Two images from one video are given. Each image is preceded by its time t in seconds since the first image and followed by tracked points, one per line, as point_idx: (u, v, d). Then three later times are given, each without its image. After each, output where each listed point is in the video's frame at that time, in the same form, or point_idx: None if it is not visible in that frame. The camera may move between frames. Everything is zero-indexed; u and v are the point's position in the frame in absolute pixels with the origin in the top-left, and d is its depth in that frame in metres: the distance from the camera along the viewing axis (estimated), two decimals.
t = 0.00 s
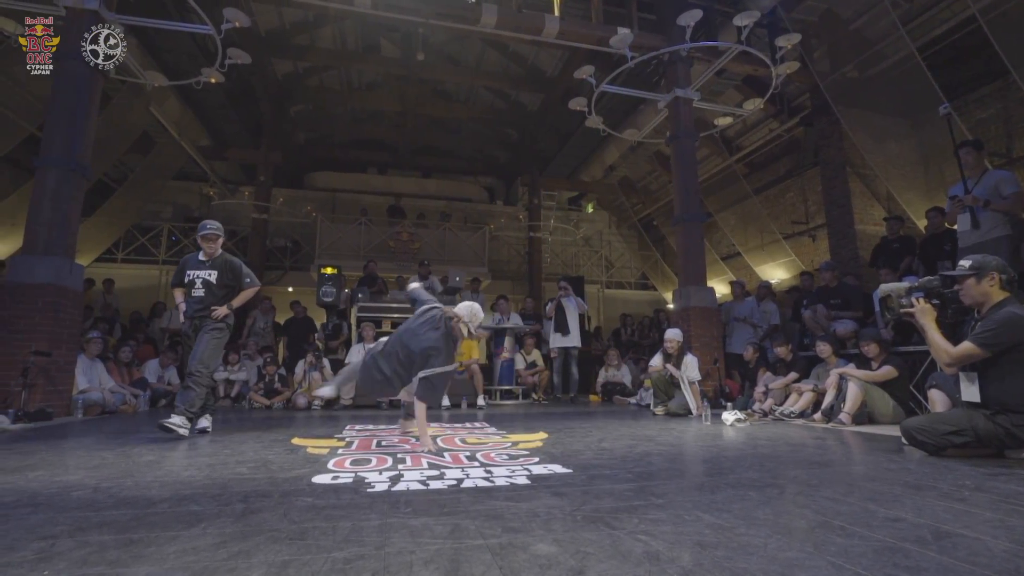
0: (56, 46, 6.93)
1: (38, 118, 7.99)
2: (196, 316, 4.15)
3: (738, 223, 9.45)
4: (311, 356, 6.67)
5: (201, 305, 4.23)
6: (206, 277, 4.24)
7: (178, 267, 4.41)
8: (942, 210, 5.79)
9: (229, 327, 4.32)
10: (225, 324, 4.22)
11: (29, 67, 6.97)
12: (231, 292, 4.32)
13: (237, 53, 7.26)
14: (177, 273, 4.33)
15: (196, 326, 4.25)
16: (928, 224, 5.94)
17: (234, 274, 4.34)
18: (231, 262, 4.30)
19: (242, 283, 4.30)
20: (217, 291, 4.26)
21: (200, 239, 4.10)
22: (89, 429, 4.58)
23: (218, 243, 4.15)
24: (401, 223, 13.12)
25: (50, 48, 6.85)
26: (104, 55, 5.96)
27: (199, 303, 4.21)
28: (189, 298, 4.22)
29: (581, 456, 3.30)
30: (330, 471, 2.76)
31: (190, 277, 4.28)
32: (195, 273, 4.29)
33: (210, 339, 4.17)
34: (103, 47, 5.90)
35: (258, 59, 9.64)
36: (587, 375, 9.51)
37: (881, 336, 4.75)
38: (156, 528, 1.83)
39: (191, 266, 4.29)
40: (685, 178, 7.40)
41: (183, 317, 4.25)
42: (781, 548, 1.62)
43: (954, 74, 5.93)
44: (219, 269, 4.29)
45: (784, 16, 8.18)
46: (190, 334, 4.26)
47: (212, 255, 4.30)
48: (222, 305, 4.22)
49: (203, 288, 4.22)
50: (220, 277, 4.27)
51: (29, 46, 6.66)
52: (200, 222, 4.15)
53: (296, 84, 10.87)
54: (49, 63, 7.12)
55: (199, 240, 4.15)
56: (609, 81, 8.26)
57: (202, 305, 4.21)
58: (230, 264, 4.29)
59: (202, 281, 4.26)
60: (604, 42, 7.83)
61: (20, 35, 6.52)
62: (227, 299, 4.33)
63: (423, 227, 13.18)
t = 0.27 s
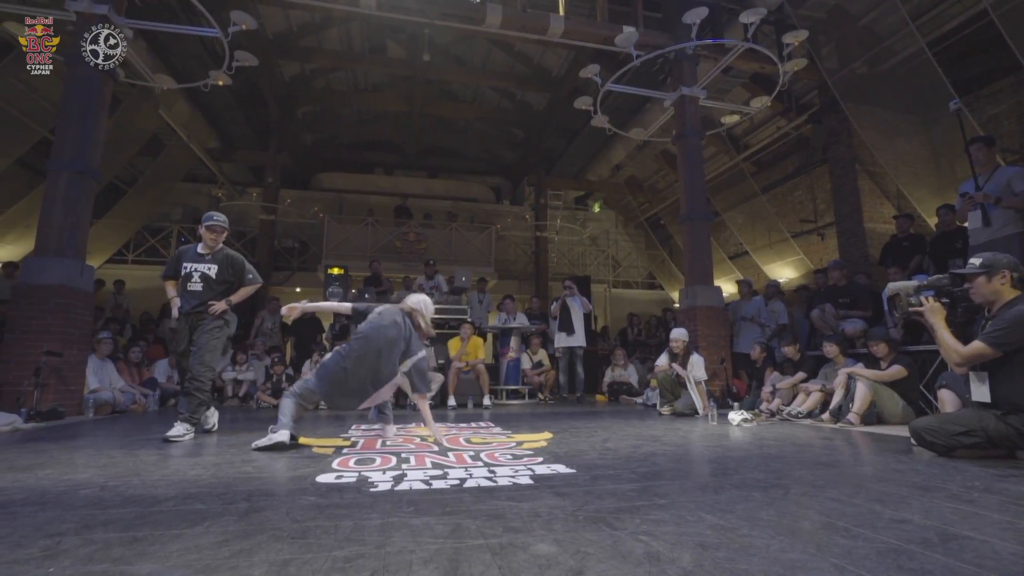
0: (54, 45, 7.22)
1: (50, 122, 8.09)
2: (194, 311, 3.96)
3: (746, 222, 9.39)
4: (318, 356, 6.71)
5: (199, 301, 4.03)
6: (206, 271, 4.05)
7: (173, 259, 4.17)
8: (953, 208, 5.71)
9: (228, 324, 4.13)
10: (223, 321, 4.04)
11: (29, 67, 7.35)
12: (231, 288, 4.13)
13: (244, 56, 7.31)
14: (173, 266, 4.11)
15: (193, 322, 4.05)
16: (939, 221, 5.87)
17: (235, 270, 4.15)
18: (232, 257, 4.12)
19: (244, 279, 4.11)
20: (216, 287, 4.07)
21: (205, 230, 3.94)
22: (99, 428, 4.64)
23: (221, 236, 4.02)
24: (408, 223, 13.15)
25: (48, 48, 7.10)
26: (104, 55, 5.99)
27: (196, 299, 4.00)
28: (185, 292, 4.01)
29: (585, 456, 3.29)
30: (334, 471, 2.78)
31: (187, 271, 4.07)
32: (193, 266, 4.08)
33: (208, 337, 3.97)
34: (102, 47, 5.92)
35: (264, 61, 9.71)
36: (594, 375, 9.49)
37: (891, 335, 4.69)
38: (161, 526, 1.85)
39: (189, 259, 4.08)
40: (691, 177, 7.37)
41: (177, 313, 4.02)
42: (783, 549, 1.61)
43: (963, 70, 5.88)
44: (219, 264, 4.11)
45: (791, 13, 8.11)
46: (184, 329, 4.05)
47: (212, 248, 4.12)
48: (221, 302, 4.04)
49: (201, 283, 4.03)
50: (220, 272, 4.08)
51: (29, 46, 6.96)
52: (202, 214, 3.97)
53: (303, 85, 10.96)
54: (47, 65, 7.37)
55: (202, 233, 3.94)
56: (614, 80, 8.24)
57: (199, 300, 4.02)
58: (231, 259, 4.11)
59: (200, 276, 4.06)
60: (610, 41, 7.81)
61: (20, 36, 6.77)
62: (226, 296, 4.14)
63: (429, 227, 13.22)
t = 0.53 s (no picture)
0: (54, 45, 7.15)
1: (61, 125, 8.17)
2: (199, 307, 3.79)
3: (754, 221, 9.32)
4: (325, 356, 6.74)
5: (201, 297, 3.85)
6: (208, 266, 3.87)
7: (170, 253, 3.95)
8: (964, 206, 5.64)
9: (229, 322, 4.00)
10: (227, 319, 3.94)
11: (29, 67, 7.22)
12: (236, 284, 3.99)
13: (251, 58, 7.36)
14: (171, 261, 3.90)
15: (193, 318, 3.84)
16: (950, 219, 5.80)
17: (239, 264, 4.00)
18: (236, 252, 3.97)
19: (250, 275, 3.98)
20: (220, 282, 3.91)
21: (206, 223, 3.78)
22: (109, 428, 4.70)
23: (220, 228, 3.88)
24: (414, 224, 13.17)
25: (49, 48, 7.09)
26: (103, 55, 6.03)
27: (200, 295, 3.83)
28: (187, 286, 3.83)
29: (589, 456, 3.28)
30: (338, 471, 2.79)
31: (187, 265, 3.87)
32: (193, 261, 3.89)
33: (212, 335, 3.86)
34: (103, 47, 5.95)
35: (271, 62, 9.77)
36: (600, 375, 9.46)
37: (900, 334, 4.64)
38: (165, 524, 1.87)
39: (188, 253, 3.89)
40: (698, 176, 7.32)
41: (175, 307, 3.80)
42: (785, 550, 1.59)
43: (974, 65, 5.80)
44: (222, 258, 3.94)
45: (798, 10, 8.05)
46: (184, 325, 3.84)
47: (212, 242, 3.94)
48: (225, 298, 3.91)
49: (204, 277, 3.84)
50: (224, 267, 3.92)
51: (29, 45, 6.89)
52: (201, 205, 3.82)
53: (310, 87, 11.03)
54: (48, 64, 7.32)
55: (203, 225, 3.77)
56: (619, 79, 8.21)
57: (201, 296, 3.83)
58: (236, 254, 3.96)
59: (201, 270, 3.88)
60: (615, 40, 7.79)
61: (21, 36, 6.73)
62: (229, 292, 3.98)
63: (436, 227, 13.25)
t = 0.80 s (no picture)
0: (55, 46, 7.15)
1: (71, 127, 8.25)
2: (198, 309, 3.67)
3: (761, 219, 9.25)
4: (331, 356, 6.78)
5: (199, 297, 3.73)
6: (205, 265, 3.76)
7: (158, 252, 3.76)
8: (975, 203, 5.57)
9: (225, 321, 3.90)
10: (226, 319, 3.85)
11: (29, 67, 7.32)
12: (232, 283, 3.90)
13: (257, 60, 7.41)
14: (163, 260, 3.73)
15: (192, 320, 3.70)
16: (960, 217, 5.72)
17: (235, 263, 3.93)
18: (232, 251, 3.90)
19: (246, 274, 3.93)
20: (217, 282, 3.81)
21: (201, 218, 3.69)
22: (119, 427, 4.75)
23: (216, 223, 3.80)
24: (420, 224, 13.20)
25: (49, 48, 7.15)
26: (104, 55, 6.10)
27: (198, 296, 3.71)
28: (183, 287, 3.68)
29: (593, 457, 3.28)
30: (342, 470, 2.80)
31: (181, 264, 3.73)
32: (186, 259, 3.75)
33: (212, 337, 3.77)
34: (103, 47, 6.04)
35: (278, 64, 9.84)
36: (606, 375, 9.43)
37: (909, 334, 4.58)
38: (169, 523, 1.89)
39: (180, 251, 3.75)
40: (704, 175, 7.28)
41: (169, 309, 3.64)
42: (788, 552, 1.58)
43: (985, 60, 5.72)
44: (217, 257, 3.84)
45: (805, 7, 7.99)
46: (183, 328, 3.69)
47: (205, 239, 3.84)
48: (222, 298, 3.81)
49: (201, 277, 3.73)
50: (222, 266, 3.83)
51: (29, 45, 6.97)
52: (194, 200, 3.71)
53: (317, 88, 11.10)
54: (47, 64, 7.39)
55: (199, 219, 3.68)
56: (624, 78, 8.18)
57: (198, 296, 3.71)
58: (232, 253, 3.88)
59: (196, 269, 3.75)
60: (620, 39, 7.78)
61: (20, 36, 6.84)
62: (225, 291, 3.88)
63: (442, 228, 13.28)
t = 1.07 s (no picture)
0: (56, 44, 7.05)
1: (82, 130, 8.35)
2: (188, 301, 3.35)
3: (770, 218, 9.17)
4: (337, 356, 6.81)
5: (191, 288, 3.41)
6: (197, 252, 3.46)
7: (143, 238, 3.41)
8: (986, 201, 5.51)
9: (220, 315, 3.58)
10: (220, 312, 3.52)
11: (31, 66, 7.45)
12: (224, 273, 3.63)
13: (264, 62, 7.46)
14: (151, 246, 3.39)
15: (180, 313, 3.38)
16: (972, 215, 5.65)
17: (228, 253, 3.67)
18: (225, 239, 3.63)
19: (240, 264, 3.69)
20: (209, 272, 3.52)
21: (192, 204, 3.37)
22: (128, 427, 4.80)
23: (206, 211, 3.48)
24: (427, 225, 13.23)
25: (48, 47, 7.07)
26: (104, 55, 6.14)
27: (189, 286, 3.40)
28: (173, 276, 3.38)
29: (598, 457, 3.27)
30: (346, 470, 2.81)
31: (171, 250, 3.41)
32: (175, 246, 3.43)
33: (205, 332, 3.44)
34: (103, 47, 6.09)
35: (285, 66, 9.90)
36: (613, 375, 9.40)
37: (919, 333, 4.52)
38: (174, 521, 1.90)
39: (169, 237, 3.43)
40: (711, 174, 7.23)
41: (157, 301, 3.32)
42: (791, 554, 1.56)
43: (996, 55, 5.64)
44: (210, 245, 3.55)
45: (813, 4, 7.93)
46: (170, 322, 3.37)
47: (195, 227, 3.52)
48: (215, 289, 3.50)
49: (194, 265, 3.43)
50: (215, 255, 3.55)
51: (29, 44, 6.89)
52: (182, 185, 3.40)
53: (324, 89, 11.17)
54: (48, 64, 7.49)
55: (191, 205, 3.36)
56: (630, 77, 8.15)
57: (190, 287, 3.40)
58: (226, 242, 3.62)
59: (188, 256, 3.45)
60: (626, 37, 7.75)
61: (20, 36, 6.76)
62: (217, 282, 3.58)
63: (449, 227, 13.30)
